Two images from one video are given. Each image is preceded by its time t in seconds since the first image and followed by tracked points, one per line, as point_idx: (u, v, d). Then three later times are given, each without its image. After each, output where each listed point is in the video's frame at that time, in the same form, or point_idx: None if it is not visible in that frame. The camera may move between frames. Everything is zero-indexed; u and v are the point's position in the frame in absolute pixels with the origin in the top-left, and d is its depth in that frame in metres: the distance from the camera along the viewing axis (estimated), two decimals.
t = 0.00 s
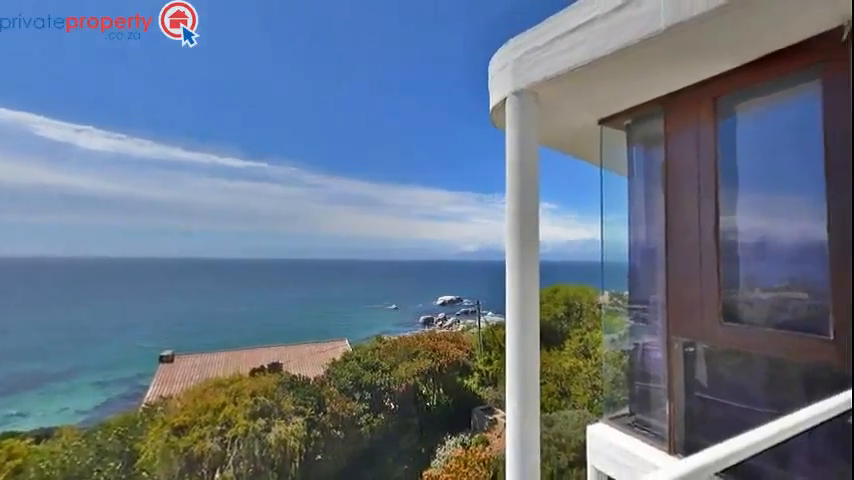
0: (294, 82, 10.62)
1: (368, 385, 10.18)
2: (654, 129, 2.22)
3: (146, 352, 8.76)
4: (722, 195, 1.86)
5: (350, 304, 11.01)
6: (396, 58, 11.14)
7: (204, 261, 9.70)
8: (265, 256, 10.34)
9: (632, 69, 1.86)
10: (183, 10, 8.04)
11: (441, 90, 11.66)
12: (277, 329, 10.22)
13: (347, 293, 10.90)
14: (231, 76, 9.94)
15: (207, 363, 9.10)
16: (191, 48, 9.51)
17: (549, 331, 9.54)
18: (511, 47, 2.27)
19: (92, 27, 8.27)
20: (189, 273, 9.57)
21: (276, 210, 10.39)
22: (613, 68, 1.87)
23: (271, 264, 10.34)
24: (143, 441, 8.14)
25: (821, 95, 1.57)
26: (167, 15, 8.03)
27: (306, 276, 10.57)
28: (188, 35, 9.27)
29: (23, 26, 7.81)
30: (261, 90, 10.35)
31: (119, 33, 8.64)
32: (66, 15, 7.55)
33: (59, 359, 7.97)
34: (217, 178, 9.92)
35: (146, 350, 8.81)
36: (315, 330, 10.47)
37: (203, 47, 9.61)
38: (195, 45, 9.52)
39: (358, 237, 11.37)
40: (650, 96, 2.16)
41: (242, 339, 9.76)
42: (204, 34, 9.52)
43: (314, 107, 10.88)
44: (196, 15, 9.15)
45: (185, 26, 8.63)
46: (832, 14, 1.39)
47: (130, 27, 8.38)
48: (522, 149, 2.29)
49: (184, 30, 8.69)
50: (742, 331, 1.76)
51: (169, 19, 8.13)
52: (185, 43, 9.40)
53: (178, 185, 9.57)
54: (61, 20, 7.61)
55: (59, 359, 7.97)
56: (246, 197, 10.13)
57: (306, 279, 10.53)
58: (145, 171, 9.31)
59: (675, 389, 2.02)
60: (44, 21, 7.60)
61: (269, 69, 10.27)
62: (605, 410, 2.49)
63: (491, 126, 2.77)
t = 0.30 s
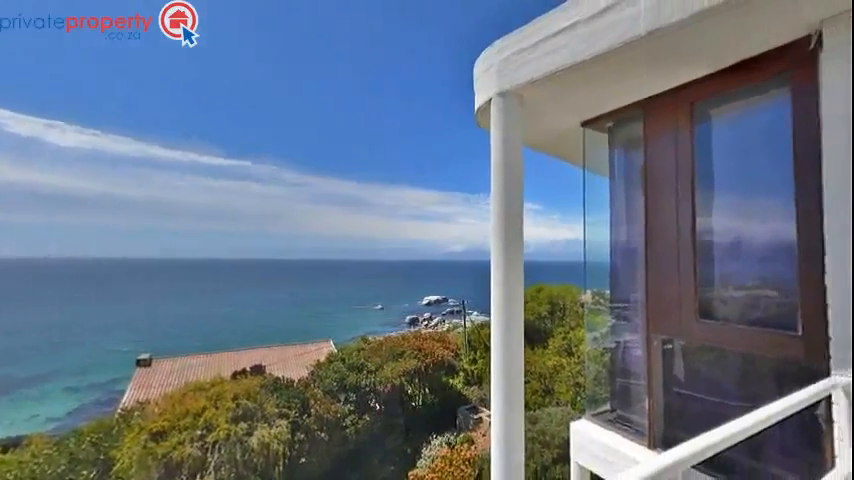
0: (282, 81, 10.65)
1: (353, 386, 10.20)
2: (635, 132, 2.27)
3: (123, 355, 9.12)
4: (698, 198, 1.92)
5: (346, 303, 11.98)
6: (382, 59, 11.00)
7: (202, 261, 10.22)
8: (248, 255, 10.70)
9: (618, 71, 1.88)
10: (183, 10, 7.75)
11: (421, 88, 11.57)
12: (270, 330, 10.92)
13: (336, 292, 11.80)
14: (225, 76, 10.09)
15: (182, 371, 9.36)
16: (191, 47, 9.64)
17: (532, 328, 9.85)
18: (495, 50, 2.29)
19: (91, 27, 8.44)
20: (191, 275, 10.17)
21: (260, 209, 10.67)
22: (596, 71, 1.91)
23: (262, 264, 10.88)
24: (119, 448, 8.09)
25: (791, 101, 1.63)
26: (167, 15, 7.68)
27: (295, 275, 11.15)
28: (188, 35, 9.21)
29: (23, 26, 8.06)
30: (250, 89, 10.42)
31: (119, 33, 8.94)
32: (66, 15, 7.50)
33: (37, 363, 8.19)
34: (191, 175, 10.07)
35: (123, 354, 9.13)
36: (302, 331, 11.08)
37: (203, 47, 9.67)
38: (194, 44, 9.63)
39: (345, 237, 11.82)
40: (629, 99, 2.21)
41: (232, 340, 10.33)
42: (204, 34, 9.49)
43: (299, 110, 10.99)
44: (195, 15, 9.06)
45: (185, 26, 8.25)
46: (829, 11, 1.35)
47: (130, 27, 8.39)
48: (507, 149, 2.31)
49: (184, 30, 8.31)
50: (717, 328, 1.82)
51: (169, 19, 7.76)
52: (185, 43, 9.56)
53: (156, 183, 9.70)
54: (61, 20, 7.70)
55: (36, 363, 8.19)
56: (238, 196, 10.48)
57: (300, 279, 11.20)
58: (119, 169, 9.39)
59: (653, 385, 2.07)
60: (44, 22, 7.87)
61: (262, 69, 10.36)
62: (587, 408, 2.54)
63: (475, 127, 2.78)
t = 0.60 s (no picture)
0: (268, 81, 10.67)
1: (339, 388, 10.07)
2: (618, 134, 2.32)
3: (98, 359, 8.86)
4: (679, 199, 1.98)
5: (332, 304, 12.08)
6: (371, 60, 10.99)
7: (191, 261, 10.40)
8: (228, 256, 10.84)
9: (602, 73, 1.90)
10: (183, 9, 6.94)
11: (407, 88, 11.67)
12: (253, 331, 10.91)
13: (319, 293, 11.87)
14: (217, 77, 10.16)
15: (164, 374, 9.13)
16: (191, 47, 9.67)
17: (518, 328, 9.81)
18: (481, 52, 2.31)
19: (91, 27, 8.29)
20: (177, 275, 10.31)
21: (244, 209, 10.73)
22: (580, 74, 1.94)
23: (246, 264, 10.99)
24: (97, 455, 7.88)
25: (766, 105, 1.67)
26: (167, 14, 7.06)
27: (281, 277, 11.37)
28: (188, 35, 8.55)
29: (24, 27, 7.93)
30: (244, 89, 10.53)
31: (119, 33, 8.91)
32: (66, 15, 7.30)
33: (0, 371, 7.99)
34: (173, 172, 10.14)
35: (96, 358, 8.86)
36: (291, 332, 11.10)
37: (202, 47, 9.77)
38: (194, 45, 9.70)
39: (330, 236, 11.98)
40: (612, 102, 2.25)
41: (217, 342, 10.32)
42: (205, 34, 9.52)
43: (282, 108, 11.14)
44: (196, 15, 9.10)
45: (185, 26, 7.37)
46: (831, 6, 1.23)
47: (131, 28, 8.35)
48: (494, 150, 2.32)
49: (185, 31, 7.44)
50: (697, 325, 1.87)
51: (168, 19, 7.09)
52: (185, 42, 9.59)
53: (136, 184, 9.71)
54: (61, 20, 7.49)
55: None
56: (225, 197, 10.60)
57: (285, 281, 11.39)
58: (93, 167, 9.24)
59: (636, 382, 2.11)
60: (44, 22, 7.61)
61: (254, 69, 10.41)
62: (572, 405, 2.58)
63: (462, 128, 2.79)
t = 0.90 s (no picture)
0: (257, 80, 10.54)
1: (324, 389, 9.95)
2: (601, 136, 2.36)
3: (69, 361, 8.60)
4: (659, 201, 2.03)
5: (315, 305, 11.91)
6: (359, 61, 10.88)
7: (170, 263, 10.31)
8: (212, 255, 10.76)
9: (584, 76, 1.93)
10: (183, 10, 6.65)
11: (394, 88, 11.59)
12: (235, 336, 10.61)
13: (307, 293, 11.86)
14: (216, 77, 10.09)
15: (141, 378, 8.86)
16: (191, 48, 9.42)
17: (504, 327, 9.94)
18: (467, 53, 2.32)
19: (91, 27, 7.89)
20: (158, 275, 10.26)
21: (227, 208, 10.54)
22: (564, 77, 1.97)
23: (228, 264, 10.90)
24: (70, 462, 7.66)
25: (740, 110, 1.74)
26: (167, 14, 6.84)
27: (261, 278, 11.27)
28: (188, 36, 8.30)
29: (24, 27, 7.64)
30: (245, 90, 10.51)
31: (119, 33, 8.38)
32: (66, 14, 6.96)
33: None
34: (152, 171, 9.93)
35: (71, 362, 8.61)
36: (275, 334, 11.01)
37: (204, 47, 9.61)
38: (194, 45, 9.46)
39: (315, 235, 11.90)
40: (595, 104, 2.29)
41: (202, 344, 10.15)
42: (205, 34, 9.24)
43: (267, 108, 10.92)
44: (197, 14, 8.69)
45: (186, 26, 7.07)
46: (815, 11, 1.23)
47: (130, 27, 8.04)
48: (479, 149, 2.34)
49: (185, 32, 7.13)
50: (676, 323, 1.92)
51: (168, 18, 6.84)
52: (185, 42, 9.30)
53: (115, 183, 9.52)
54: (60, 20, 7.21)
55: None
56: (206, 195, 10.43)
57: (270, 281, 11.35)
58: (64, 164, 8.85)
59: (617, 379, 2.16)
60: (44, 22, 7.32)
61: (255, 69, 10.33)
62: (556, 402, 2.62)
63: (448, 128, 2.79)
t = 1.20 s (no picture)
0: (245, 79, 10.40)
1: (310, 391, 9.87)
2: (586, 138, 2.40)
3: (50, 369, 8.34)
4: (641, 203, 2.07)
5: (295, 305, 11.66)
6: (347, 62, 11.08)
7: (152, 263, 10.06)
8: (195, 256, 10.61)
9: (569, 78, 1.96)
10: (183, 10, 6.57)
11: (384, 88, 11.60)
12: (220, 339, 10.34)
13: (295, 292, 11.53)
14: (213, 77, 10.14)
15: (121, 382, 8.63)
16: (190, 48, 9.72)
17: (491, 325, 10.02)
18: (454, 54, 2.33)
19: (90, 27, 8.16)
20: (140, 275, 10.00)
21: (210, 207, 10.45)
22: (549, 79, 2.00)
23: (212, 265, 10.73)
24: (46, 468, 7.47)
25: (718, 114, 1.79)
26: (168, 14, 6.73)
27: (244, 277, 11.07)
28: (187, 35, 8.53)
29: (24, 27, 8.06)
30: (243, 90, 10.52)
31: (119, 33, 8.93)
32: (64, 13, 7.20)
33: None
34: (130, 169, 9.70)
35: (47, 367, 8.33)
36: (260, 335, 10.82)
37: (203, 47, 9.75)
38: (194, 44, 9.67)
39: (300, 234, 11.76)
40: (579, 107, 2.34)
41: (184, 347, 9.92)
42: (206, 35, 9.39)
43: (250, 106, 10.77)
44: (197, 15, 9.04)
45: (185, 26, 7.04)
46: (812, 10, 1.23)
47: (130, 28, 8.26)
48: (467, 148, 2.34)
49: (185, 31, 7.11)
50: (658, 321, 1.97)
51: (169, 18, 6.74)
52: (185, 42, 9.63)
53: (93, 181, 9.27)
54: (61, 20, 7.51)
55: None
56: (186, 195, 10.30)
57: (254, 281, 11.16)
58: (37, 162, 8.52)
59: (602, 377, 2.20)
60: (44, 22, 7.72)
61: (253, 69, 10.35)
62: (542, 401, 2.65)
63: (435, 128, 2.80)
